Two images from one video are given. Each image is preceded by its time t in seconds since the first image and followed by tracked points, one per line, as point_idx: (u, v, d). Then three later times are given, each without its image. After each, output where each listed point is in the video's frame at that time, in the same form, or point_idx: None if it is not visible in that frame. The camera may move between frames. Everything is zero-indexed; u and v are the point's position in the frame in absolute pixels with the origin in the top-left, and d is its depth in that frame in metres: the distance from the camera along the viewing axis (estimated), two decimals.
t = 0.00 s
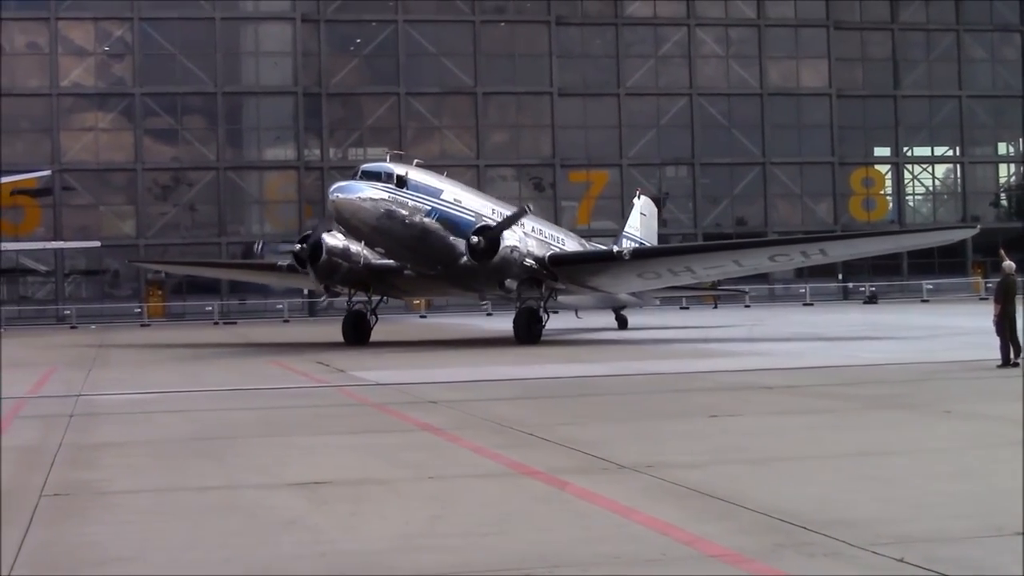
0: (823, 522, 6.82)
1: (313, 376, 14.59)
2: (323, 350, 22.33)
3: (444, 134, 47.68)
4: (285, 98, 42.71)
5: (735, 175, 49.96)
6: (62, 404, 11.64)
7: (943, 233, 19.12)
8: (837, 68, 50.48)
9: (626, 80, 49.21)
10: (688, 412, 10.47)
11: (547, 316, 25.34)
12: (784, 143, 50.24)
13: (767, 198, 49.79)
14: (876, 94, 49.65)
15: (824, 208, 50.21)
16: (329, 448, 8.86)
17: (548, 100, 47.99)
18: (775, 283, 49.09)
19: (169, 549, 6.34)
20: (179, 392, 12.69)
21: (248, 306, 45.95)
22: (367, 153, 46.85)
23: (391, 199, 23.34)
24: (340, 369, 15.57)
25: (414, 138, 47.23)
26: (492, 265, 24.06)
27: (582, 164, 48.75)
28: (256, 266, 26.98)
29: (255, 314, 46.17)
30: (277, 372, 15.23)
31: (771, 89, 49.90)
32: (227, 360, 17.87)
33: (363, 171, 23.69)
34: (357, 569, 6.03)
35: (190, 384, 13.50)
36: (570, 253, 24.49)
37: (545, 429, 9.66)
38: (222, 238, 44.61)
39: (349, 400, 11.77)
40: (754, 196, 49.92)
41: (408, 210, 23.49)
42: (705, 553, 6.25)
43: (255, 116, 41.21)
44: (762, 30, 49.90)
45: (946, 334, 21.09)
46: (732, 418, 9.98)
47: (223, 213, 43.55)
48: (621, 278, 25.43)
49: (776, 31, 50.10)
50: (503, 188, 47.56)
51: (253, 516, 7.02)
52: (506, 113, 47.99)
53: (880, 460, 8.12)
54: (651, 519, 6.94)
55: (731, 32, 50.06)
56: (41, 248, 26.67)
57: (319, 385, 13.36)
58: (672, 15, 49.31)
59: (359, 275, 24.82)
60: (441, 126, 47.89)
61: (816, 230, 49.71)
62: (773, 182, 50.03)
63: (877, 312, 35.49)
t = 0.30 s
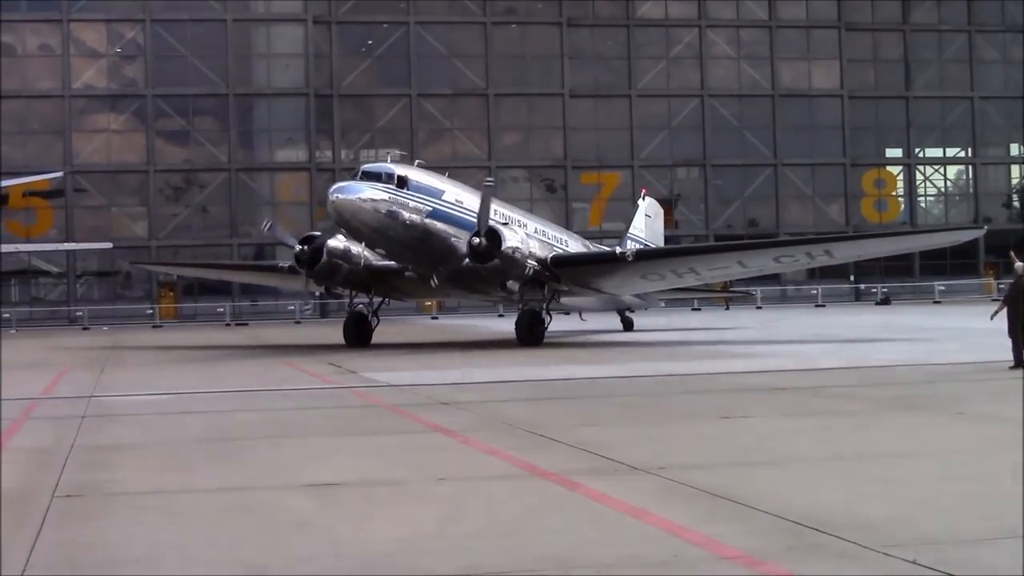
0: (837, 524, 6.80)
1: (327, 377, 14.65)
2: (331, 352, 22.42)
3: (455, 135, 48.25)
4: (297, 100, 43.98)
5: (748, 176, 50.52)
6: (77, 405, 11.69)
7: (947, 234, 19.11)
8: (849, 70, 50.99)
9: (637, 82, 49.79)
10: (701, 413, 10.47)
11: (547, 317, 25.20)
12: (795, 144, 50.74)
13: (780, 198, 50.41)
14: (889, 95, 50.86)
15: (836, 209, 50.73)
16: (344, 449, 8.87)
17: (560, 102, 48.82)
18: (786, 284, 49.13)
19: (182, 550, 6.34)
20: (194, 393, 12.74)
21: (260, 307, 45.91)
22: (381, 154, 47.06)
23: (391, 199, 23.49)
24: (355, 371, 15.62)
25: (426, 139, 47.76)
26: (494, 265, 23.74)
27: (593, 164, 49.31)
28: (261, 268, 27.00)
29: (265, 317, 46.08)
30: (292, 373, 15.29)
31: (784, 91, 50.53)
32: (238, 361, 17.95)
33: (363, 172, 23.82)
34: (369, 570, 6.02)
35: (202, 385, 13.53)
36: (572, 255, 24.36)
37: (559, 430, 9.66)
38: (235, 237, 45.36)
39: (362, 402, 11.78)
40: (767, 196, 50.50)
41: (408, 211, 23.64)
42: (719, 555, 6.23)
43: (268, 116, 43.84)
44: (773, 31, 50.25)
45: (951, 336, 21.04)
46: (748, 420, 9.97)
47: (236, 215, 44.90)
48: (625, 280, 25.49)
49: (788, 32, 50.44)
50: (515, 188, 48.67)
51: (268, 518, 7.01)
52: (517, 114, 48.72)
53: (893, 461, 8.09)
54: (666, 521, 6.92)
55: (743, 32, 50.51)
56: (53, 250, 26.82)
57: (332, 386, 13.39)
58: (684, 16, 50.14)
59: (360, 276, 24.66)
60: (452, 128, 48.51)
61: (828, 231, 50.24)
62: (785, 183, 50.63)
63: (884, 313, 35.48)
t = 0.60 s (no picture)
0: (850, 524, 6.80)
1: (339, 378, 14.70)
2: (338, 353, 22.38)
3: (469, 137, 47.90)
4: (309, 101, 45.65)
5: (761, 179, 50.24)
6: (89, 407, 11.70)
7: (953, 235, 19.08)
8: (862, 70, 50.82)
9: (651, 82, 49.74)
10: (713, 414, 10.47)
11: (548, 317, 25.28)
12: (809, 144, 50.56)
13: (794, 204, 50.10)
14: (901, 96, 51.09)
15: (850, 209, 50.48)
16: (357, 450, 8.88)
17: (573, 103, 48.90)
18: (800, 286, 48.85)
19: (196, 550, 6.35)
20: (205, 394, 12.74)
21: (274, 309, 45.78)
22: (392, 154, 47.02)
23: (392, 200, 23.45)
24: (367, 371, 15.64)
25: (439, 141, 47.66)
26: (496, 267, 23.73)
27: (606, 165, 49.29)
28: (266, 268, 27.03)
29: (279, 319, 45.65)
30: (303, 374, 15.33)
31: (796, 91, 50.33)
32: (247, 362, 17.96)
33: (364, 172, 23.76)
34: (382, 571, 6.03)
35: (214, 386, 13.54)
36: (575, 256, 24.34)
37: (571, 431, 9.67)
38: (247, 240, 45.28)
39: (373, 403, 11.78)
40: (779, 199, 50.16)
41: (409, 212, 23.60)
42: (732, 556, 6.22)
43: (279, 118, 45.97)
44: (786, 31, 50.18)
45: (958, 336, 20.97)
46: (761, 420, 9.98)
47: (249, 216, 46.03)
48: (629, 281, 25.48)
49: (800, 33, 50.38)
50: (528, 189, 48.53)
51: (281, 519, 7.01)
52: (530, 115, 48.66)
53: (906, 462, 8.09)
54: (679, 522, 6.91)
55: (756, 33, 50.37)
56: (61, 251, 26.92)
57: (344, 387, 13.39)
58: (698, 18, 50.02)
59: (362, 278, 24.64)
60: (467, 129, 48.12)
61: (841, 232, 50.09)
62: (800, 185, 50.33)
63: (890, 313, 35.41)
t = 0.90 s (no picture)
0: (859, 523, 6.79)
1: (348, 377, 14.78)
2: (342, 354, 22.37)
3: (477, 136, 47.87)
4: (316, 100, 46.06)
5: (770, 176, 50.32)
6: (96, 407, 11.70)
7: (956, 232, 19.07)
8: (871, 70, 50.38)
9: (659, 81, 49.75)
10: (718, 414, 10.48)
11: (548, 318, 25.19)
12: (818, 143, 50.41)
13: (802, 201, 50.03)
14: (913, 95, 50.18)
15: (859, 208, 50.23)
16: (365, 450, 8.89)
17: (581, 103, 48.94)
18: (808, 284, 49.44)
19: (204, 550, 6.35)
20: (211, 395, 12.75)
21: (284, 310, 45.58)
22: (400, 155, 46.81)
23: (389, 200, 23.40)
24: (376, 372, 15.69)
25: (447, 141, 47.66)
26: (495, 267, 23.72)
27: (615, 165, 49.32)
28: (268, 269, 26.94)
29: (290, 319, 45.62)
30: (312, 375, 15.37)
31: (804, 91, 50.29)
32: (253, 363, 17.98)
33: (360, 172, 23.69)
34: (390, 571, 6.02)
35: (222, 386, 13.55)
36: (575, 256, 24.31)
37: (578, 431, 9.67)
38: (256, 239, 45.20)
39: (381, 403, 11.81)
40: (788, 196, 50.18)
41: (407, 212, 23.55)
42: (742, 555, 6.21)
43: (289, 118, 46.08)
44: (795, 30, 50.16)
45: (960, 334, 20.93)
46: (768, 420, 9.98)
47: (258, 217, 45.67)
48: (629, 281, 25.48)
49: (809, 32, 50.38)
50: (536, 190, 48.55)
51: (290, 519, 7.01)
52: (540, 115, 48.69)
53: (914, 461, 8.08)
54: (688, 521, 6.91)
55: (764, 32, 50.30)
56: (69, 251, 27.15)
57: (353, 387, 13.42)
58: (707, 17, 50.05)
59: (359, 279, 24.61)
60: (474, 129, 48.08)
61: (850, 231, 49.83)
62: (807, 184, 50.22)
63: (894, 313, 35.31)
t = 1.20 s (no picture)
0: (875, 523, 6.77)
1: (364, 377, 14.82)
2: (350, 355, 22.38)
3: (491, 137, 48.12)
4: (331, 101, 45.94)
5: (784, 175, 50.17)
6: (113, 407, 11.74)
7: (963, 232, 19.04)
8: (886, 69, 50.61)
9: (674, 81, 49.85)
10: (732, 413, 10.47)
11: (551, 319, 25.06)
12: (831, 142, 50.41)
13: (817, 200, 49.97)
14: (925, 94, 50.71)
15: (874, 208, 50.22)
16: (381, 450, 8.89)
17: (595, 102, 49.05)
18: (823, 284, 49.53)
19: (220, 550, 6.35)
20: (227, 395, 12.79)
21: (298, 310, 45.49)
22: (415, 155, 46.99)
23: (390, 200, 23.44)
24: (391, 372, 15.75)
25: (461, 142, 47.77)
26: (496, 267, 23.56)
27: (629, 165, 49.55)
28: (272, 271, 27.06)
29: (304, 319, 45.63)
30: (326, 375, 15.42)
31: (819, 90, 50.21)
32: (266, 363, 18.03)
33: (361, 172, 23.80)
34: (405, 571, 6.02)
35: (237, 387, 13.58)
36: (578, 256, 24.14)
37: (594, 431, 9.67)
38: (271, 240, 45.83)
39: (397, 403, 11.84)
40: (803, 196, 50.05)
41: (407, 212, 23.61)
42: (757, 556, 6.20)
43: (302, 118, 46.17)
44: (809, 29, 50.02)
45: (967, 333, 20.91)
46: (783, 420, 9.98)
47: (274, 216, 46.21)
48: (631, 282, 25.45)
49: (823, 32, 50.28)
50: (553, 189, 48.89)
51: (305, 520, 7.01)
52: (553, 114, 48.87)
53: (930, 462, 8.06)
54: (704, 521, 6.90)
55: (779, 32, 50.19)
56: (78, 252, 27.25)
57: (369, 387, 13.45)
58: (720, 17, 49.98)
59: (359, 280, 24.65)
60: (488, 129, 48.30)
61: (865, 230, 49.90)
62: (822, 184, 50.20)
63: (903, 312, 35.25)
